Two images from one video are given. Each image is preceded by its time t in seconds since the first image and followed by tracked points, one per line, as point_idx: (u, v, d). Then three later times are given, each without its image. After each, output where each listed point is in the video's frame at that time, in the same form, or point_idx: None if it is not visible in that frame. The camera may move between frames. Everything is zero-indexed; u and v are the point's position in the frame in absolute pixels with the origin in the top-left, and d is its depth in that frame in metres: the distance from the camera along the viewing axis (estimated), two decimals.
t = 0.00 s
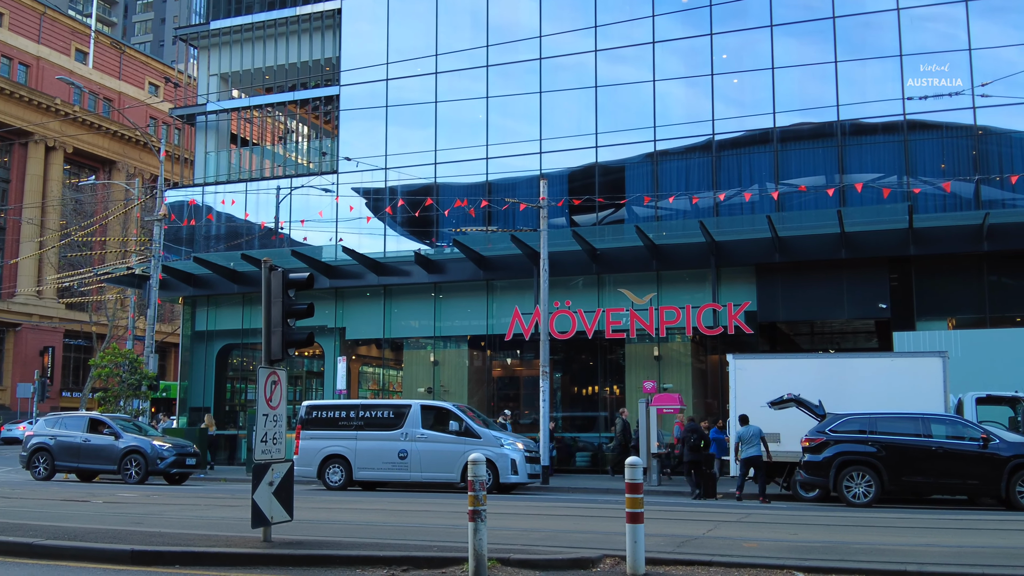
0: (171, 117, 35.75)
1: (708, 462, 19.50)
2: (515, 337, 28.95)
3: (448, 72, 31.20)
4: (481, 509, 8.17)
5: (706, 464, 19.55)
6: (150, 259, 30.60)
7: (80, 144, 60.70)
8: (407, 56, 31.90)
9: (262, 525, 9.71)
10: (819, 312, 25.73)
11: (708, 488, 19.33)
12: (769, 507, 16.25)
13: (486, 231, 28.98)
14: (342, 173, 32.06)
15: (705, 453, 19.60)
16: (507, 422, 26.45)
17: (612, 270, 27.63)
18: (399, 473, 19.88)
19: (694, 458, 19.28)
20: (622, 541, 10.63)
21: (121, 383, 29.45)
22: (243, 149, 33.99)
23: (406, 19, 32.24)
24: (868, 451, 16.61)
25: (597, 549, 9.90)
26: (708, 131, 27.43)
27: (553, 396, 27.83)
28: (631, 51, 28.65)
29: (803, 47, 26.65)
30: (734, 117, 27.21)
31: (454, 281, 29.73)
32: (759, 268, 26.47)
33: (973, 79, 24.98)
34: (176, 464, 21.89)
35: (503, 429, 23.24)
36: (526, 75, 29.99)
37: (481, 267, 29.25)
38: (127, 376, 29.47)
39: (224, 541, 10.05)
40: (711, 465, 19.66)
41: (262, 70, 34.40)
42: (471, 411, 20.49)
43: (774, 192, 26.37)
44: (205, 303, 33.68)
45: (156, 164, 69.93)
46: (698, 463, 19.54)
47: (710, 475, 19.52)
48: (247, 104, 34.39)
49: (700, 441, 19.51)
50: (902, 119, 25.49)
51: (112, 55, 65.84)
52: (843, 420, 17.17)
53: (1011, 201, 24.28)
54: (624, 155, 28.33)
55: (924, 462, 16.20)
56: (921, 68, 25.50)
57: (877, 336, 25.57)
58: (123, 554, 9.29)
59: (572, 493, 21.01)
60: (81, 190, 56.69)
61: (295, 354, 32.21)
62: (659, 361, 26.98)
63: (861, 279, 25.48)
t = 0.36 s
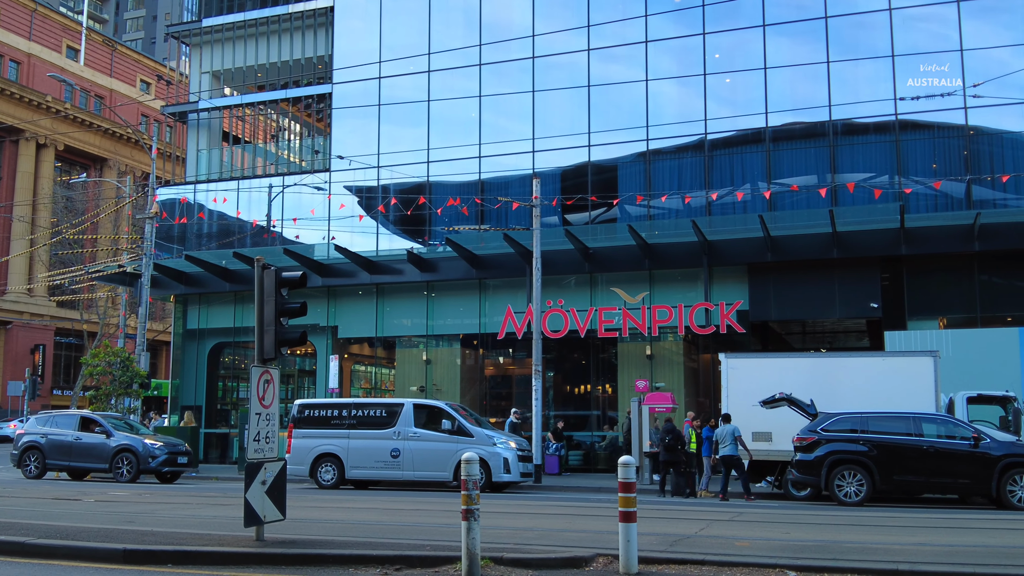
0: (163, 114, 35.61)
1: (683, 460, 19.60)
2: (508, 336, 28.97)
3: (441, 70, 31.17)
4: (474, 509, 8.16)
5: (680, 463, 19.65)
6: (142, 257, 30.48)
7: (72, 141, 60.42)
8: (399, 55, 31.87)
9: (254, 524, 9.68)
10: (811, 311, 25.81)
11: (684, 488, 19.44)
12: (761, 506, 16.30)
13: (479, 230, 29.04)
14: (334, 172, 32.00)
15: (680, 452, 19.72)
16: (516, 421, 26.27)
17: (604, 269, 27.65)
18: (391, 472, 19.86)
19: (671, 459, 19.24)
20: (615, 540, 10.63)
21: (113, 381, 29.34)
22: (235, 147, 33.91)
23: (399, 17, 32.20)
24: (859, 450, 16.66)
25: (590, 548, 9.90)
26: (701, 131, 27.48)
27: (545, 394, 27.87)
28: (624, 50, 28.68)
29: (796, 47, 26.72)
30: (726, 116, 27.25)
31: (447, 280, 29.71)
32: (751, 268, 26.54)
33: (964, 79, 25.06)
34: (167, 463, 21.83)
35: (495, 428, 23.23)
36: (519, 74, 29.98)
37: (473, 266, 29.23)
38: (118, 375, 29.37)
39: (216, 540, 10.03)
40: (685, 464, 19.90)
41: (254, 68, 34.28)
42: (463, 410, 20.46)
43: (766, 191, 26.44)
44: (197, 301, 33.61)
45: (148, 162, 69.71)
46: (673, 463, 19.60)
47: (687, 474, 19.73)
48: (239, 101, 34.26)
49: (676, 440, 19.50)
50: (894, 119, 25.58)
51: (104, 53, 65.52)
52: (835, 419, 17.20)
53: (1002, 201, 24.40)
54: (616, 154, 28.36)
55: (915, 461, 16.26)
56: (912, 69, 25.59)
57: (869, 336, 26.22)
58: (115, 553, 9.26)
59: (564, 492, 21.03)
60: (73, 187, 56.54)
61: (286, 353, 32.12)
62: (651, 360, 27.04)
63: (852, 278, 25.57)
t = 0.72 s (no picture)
0: (160, 114, 35.57)
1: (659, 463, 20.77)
2: (505, 336, 29.00)
3: (439, 70, 31.17)
4: (473, 509, 8.16)
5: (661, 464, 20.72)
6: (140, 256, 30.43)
7: (69, 141, 60.30)
8: (397, 55, 31.86)
9: (252, 525, 9.66)
10: (809, 311, 25.83)
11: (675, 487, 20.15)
12: (759, 506, 16.30)
13: (476, 230, 29.09)
14: (332, 171, 31.97)
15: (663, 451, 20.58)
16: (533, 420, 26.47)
17: (602, 269, 27.66)
18: (389, 471, 19.86)
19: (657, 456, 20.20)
20: (613, 540, 10.64)
21: (110, 381, 29.31)
22: (233, 147, 33.90)
23: (397, 17, 32.16)
24: (857, 450, 16.68)
25: (588, 548, 9.90)
26: (698, 131, 27.50)
27: (543, 394, 27.89)
28: (621, 50, 28.70)
29: (794, 47, 26.74)
30: (724, 116, 27.28)
31: (444, 280, 29.71)
32: (748, 268, 26.56)
33: (962, 80, 25.07)
34: (165, 463, 21.79)
35: (493, 428, 23.21)
36: (517, 74, 29.98)
37: (471, 266, 29.22)
38: (116, 374, 29.34)
39: (215, 540, 10.02)
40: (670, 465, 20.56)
41: (252, 68, 34.26)
42: (462, 410, 20.44)
43: (764, 191, 26.46)
44: (195, 300, 33.58)
45: (145, 161, 69.64)
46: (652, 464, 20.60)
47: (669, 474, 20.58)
48: (237, 101, 34.23)
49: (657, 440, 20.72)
50: (891, 119, 25.61)
51: (101, 52, 65.42)
52: (832, 419, 17.23)
53: (999, 201, 24.44)
54: (614, 154, 28.38)
55: (912, 461, 16.28)
56: (910, 69, 25.61)
57: (867, 335, 26.35)
58: (113, 553, 9.26)
59: (562, 492, 21.03)
60: (70, 187, 56.45)
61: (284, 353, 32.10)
62: (648, 360, 27.06)
63: (850, 278, 25.59)
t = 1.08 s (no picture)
0: (158, 114, 35.57)
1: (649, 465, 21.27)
2: (504, 336, 28.99)
3: (437, 70, 31.17)
4: (471, 510, 8.17)
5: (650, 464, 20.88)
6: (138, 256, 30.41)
7: (67, 141, 60.23)
8: (395, 56, 31.85)
9: (251, 526, 9.66)
10: (807, 311, 25.85)
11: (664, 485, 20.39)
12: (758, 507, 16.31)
13: (474, 230, 29.22)
14: (330, 172, 31.98)
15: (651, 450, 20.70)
16: (554, 419, 26.10)
17: (600, 269, 27.66)
18: (387, 472, 19.86)
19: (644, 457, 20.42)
20: (611, 541, 10.65)
21: (109, 381, 29.27)
22: (231, 147, 33.91)
23: (395, 17, 32.15)
24: (855, 450, 16.71)
25: (586, 549, 9.91)
26: (696, 131, 27.52)
27: (541, 394, 27.91)
28: (620, 50, 28.70)
29: (792, 47, 26.75)
30: (722, 116, 27.30)
31: (443, 280, 29.71)
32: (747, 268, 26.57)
33: (960, 81, 25.11)
34: (163, 463, 21.77)
35: (491, 428, 23.21)
36: (515, 74, 29.99)
37: (469, 267, 29.21)
38: (114, 374, 29.32)
39: (213, 541, 10.02)
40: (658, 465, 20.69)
41: (250, 68, 34.26)
42: (460, 410, 20.43)
43: (762, 192, 26.46)
44: (193, 300, 33.57)
45: (144, 161, 69.59)
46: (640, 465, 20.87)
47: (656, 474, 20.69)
48: (235, 101, 34.24)
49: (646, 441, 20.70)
50: (889, 120, 25.63)
51: (99, 52, 65.38)
52: (830, 419, 17.27)
53: (997, 201, 24.45)
54: (612, 154, 28.40)
55: (910, 461, 16.30)
56: (907, 70, 25.63)
57: (864, 336, 25.89)
58: (112, 554, 9.25)
59: (560, 493, 21.02)
60: (68, 187, 56.37)
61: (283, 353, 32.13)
62: (646, 360, 27.08)
63: (848, 279, 25.61)
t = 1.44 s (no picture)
0: (157, 119, 35.62)
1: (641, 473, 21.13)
2: (502, 342, 28.98)
3: (436, 76, 31.21)
4: (470, 516, 8.16)
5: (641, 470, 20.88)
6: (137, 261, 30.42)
7: (66, 145, 60.22)
8: (394, 61, 31.90)
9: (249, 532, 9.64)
10: (806, 316, 25.87)
11: (656, 490, 20.24)
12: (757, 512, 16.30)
13: (473, 235, 29.19)
14: (329, 177, 32.01)
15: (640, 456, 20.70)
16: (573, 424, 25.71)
17: (599, 274, 27.66)
18: (385, 478, 19.84)
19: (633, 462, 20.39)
20: (609, 547, 10.64)
21: (107, 387, 29.23)
22: (230, 152, 33.96)
23: (394, 22, 32.19)
24: (853, 455, 16.71)
25: (585, 555, 9.90)
26: (694, 137, 27.56)
27: (539, 399, 27.92)
28: (618, 56, 28.75)
29: (790, 53, 26.79)
30: (720, 122, 27.34)
31: (441, 285, 29.73)
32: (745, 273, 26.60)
33: (958, 87, 25.18)
34: (161, 468, 21.73)
35: (489, 433, 23.18)
36: (514, 79, 30.04)
37: (468, 272, 29.25)
38: (112, 380, 29.25)
39: (212, 548, 10.00)
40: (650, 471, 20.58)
41: (249, 73, 34.32)
42: (458, 415, 20.40)
43: (760, 197, 26.49)
44: (191, 306, 33.57)
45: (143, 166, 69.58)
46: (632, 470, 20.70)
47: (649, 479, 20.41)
48: (234, 106, 34.30)
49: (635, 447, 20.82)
50: (888, 125, 25.67)
51: (98, 56, 65.44)
52: (828, 425, 17.29)
53: (995, 206, 24.51)
54: (611, 159, 28.44)
55: (908, 467, 16.32)
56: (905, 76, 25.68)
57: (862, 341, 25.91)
58: (110, 561, 9.23)
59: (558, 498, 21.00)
60: (67, 192, 56.39)
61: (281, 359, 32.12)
62: (645, 365, 27.07)
63: (846, 284, 25.65)
